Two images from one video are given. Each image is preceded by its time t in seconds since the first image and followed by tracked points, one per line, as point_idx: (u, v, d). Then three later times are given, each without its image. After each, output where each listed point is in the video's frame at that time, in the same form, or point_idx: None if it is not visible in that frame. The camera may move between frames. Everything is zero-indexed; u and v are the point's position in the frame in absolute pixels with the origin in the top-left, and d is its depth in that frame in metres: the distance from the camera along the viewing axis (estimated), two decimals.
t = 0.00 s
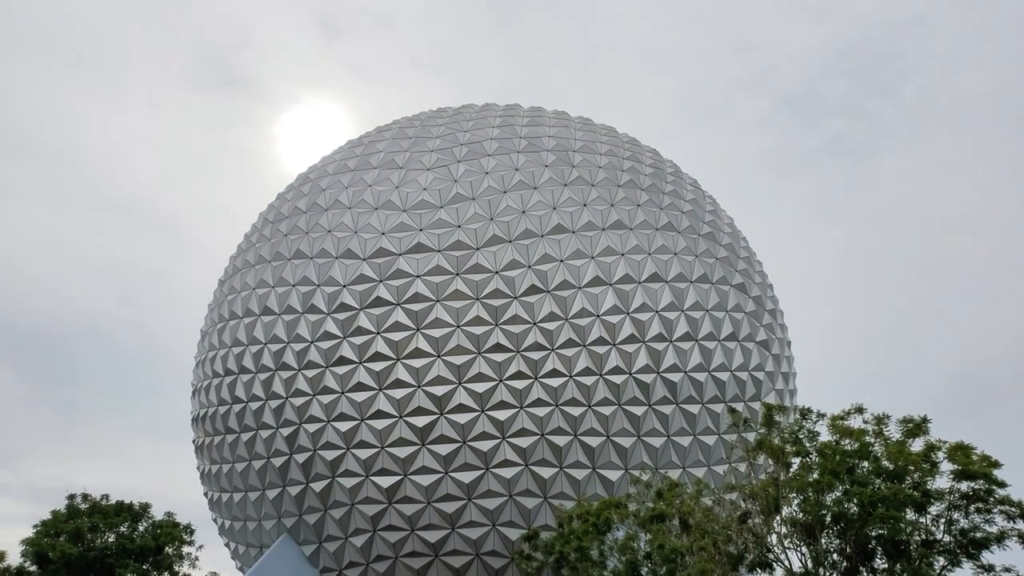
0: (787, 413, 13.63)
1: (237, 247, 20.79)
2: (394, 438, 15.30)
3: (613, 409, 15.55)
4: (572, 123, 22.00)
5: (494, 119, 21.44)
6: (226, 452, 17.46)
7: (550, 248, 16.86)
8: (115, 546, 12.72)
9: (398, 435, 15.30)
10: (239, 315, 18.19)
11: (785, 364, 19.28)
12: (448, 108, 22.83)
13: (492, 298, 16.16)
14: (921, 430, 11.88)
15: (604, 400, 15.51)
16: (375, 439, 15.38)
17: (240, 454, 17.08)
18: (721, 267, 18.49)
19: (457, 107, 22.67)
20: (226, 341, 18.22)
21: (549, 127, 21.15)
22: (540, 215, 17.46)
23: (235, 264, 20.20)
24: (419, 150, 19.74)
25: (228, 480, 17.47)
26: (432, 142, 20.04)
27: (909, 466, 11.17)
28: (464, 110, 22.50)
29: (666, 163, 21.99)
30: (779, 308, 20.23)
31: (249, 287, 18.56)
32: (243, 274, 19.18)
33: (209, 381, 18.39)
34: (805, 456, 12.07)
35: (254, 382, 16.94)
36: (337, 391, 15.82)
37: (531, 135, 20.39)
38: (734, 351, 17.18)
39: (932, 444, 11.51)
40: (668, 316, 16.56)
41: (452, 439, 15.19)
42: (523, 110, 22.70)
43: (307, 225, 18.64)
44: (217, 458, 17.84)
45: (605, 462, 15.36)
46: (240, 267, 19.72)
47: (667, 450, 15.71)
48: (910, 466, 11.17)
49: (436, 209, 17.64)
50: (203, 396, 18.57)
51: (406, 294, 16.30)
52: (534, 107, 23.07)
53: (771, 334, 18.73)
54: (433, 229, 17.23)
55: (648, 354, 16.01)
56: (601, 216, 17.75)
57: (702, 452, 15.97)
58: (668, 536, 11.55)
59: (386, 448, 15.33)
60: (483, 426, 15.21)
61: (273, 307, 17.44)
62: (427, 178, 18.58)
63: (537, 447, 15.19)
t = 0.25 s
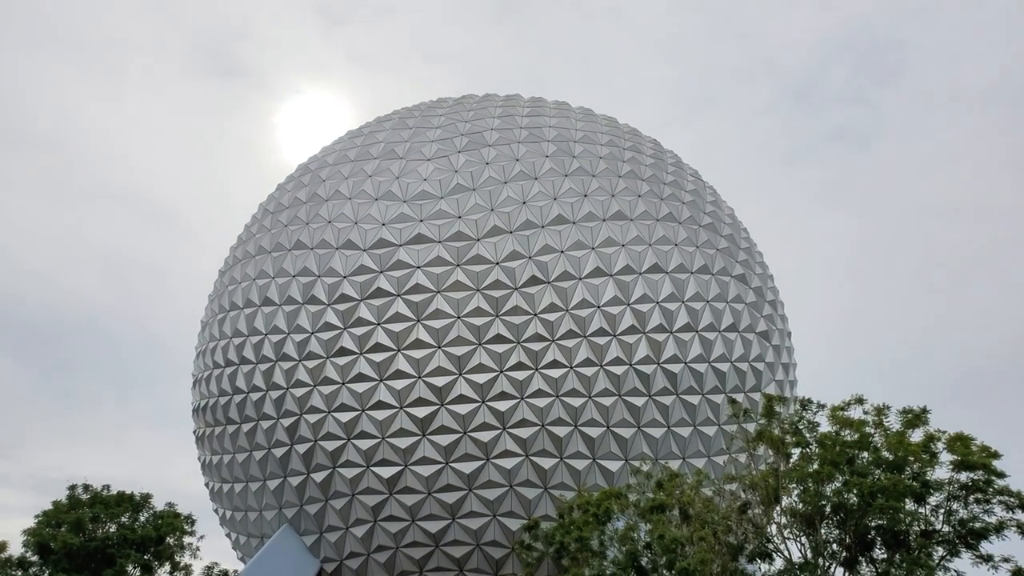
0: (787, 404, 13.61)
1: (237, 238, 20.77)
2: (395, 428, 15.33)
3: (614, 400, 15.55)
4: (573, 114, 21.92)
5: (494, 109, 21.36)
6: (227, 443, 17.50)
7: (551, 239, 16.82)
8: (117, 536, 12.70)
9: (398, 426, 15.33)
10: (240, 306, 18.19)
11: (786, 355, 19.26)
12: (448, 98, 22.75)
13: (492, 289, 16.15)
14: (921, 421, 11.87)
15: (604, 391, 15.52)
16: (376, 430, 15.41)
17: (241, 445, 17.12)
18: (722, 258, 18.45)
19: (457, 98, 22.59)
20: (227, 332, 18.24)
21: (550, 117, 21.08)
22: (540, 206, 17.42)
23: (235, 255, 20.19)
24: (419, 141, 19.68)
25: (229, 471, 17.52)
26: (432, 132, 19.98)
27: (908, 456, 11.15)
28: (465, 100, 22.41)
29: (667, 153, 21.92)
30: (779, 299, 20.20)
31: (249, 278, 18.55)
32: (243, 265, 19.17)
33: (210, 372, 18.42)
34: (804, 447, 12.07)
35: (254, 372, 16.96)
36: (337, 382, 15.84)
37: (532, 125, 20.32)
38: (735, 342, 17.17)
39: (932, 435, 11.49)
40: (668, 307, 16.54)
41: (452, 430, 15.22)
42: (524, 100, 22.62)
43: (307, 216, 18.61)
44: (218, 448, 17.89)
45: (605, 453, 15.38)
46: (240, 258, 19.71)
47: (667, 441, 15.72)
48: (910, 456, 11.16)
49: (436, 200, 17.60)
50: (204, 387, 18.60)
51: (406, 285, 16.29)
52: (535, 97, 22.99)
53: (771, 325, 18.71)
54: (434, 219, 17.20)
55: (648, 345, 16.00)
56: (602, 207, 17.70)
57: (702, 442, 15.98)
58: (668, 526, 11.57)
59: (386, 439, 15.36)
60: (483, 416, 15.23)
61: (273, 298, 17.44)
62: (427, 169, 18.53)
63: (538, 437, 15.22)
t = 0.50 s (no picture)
0: (787, 395, 13.60)
1: (237, 229, 20.76)
2: (395, 419, 15.37)
3: (614, 391, 15.57)
4: (573, 104, 21.85)
5: (494, 100, 21.29)
6: (229, 434, 17.54)
7: (551, 230, 16.80)
8: (118, 527, 12.74)
9: (399, 417, 15.37)
10: (240, 297, 18.20)
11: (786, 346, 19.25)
12: (449, 89, 22.67)
13: (492, 280, 16.15)
14: (921, 411, 11.86)
15: (604, 382, 15.54)
16: (376, 421, 15.45)
17: (242, 436, 17.16)
18: (723, 249, 18.42)
19: (458, 88, 22.51)
20: (227, 323, 18.25)
21: (550, 108, 21.02)
22: (541, 197, 17.39)
23: (235, 246, 20.18)
24: (420, 131, 19.62)
25: (230, 461, 17.57)
26: (432, 123, 19.92)
27: (908, 447, 11.14)
28: (465, 91, 22.34)
29: (668, 144, 21.86)
30: (780, 290, 20.18)
31: (249, 269, 18.54)
32: (243, 256, 19.17)
33: (211, 363, 18.44)
34: (804, 438, 12.07)
35: (255, 363, 16.99)
36: (338, 373, 15.86)
37: (532, 116, 20.25)
38: (735, 333, 17.17)
39: (931, 426, 11.49)
40: (669, 298, 16.53)
41: (453, 421, 15.25)
42: (524, 90, 22.55)
43: (307, 207, 18.59)
44: (219, 439, 17.93)
45: (606, 444, 15.40)
46: (240, 249, 19.70)
47: (667, 432, 15.75)
48: (909, 447, 11.16)
49: (436, 191, 17.58)
50: (205, 378, 18.64)
51: (407, 276, 16.29)
52: (536, 87, 22.91)
53: (772, 317, 18.70)
54: (434, 211, 17.18)
55: (648, 336, 16.01)
56: (602, 198, 17.66)
57: (702, 433, 16.00)
58: (668, 516, 11.60)
59: (387, 430, 15.40)
60: (483, 407, 15.26)
61: (274, 289, 17.44)
62: (428, 159, 18.50)
63: (538, 428, 15.25)
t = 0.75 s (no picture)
0: (788, 387, 13.59)
1: (237, 220, 20.73)
2: (396, 411, 15.39)
3: (614, 382, 15.58)
4: (574, 95, 21.77)
5: (495, 90, 21.21)
6: (229, 425, 17.57)
7: (552, 222, 16.78)
8: (120, 517, 12.76)
9: (399, 408, 15.39)
10: (241, 288, 18.19)
11: (787, 338, 19.25)
12: (449, 79, 22.58)
13: (493, 271, 16.14)
14: (921, 403, 11.85)
15: (605, 374, 15.55)
16: (377, 412, 15.47)
17: (243, 427, 17.18)
18: (723, 241, 18.39)
19: (458, 78, 22.42)
20: (228, 314, 18.25)
21: (551, 98, 20.94)
22: (541, 188, 17.36)
23: (235, 237, 20.16)
24: (420, 122, 19.56)
25: (231, 452, 17.61)
26: (433, 114, 19.85)
27: (908, 439, 11.15)
28: (466, 81, 22.26)
29: (669, 135, 21.79)
30: (780, 282, 20.16)
31: (250, 260, 18.53)
32: (244, 247, 19.16)
33: (212, 354, 18.46)
34: (804, 430, 12.07)
35: (256, 354, 17.00)
36: (339, 364, 15.88)
37: (533, 107, 20.18)
38: (735, 325, 17.16)
39: (931, 418, 11.49)
40: (669, 290, 16.52)
41: (453, 412, 15.28)
42: (525, 81, 22.46)
43: (307, 197, 18.55)
44: (220, 430, 17.97)
45: (606, 435, 15.43)
46: (241, 240, 19.68)
47: (667, 423, 15.77)
48: (909, 439, 11.17)
49: (437, 182, 17.54)
50: (206, 369, 18.66)
51: (407, 267, 16.28)
52: (536, 78, 22.82)
53: (772, 308, 18.69)
54: (434, 202, 17.15)
55: (649, 328, 16.00)
56: (603, 189, 17.62)
57: (702, 425, 16.02)
58: (668, 508, 11.61)
59: (387, 421, 15.43)
60: (484, 399, 15.28)
61: (274, 280, 17.44)
62: (428, 150, 18.45)
63: (538, 420, 15.27)
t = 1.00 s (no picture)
0: (788, 379, 13.57)
1: (237, 211, 20.69)
2: (396, 402, 15.41)
3: (614, 374, 15.59)
4: (576, 86, 21.68)
5: (496, 81, 21.12)
6: (230, 416, 17.58)
7: (553, 213, 16.74)
8: (120, 508, 12.78)
9: (400, 400, 15.41)
10: (241, 279, 18.17)
11: (787, 331, 19.23)
12: (450, 70, 22.49)
13: (493, 263, 16.12)
14: (920, 396, 11.84)
15: (605, 366, 15.55)
16: (377, 403, 15.49)
17: (243, 418, 17.20)
18: (724, 233, 18.36)
19: (459, 70, 22.34)
20: (228, 306, 18.24)
21: (553, 90, 20.86)
22: (542, 180, 17.31)
23: (235, 228, 20.13)
24: (420, 113, 19.49)
25: (231, 443, 17.63)
26: (434, 105, 19.78)
27: (907, 431, 11.15)
28: (467, 72, 22.17)
29: (670, 127, 21.72)
30: (780, 275, 20.13)
31: (250, 251, 18.50)
32: (243, 239, 19.13)
33: (212, 345, 18.45)
34: (804, 422, 12.06)
35: (256, 346, 17.00)
36: (339, 356, 15.88)
37: (534, 98, 20.11)
38: (736, 317, 17.15)
39: (930, 411, 11.48)
40: (670, 283, 16.50)
41: (453, 404, 15.29)
42: (526, 72, 22.37)
43: (308, 189, 18.50)
44: (220, 421, 17.99)
45: (606, 427, 15.44)
46: (241, 231, 19.65)
47: (667, 415, 15.77)
48: (908, 432, 11.16)
49: (437, 174, 17.49)
50: (206, 360, 18.66)
51: (408, 259, 16.26)
52: (538, 69, 22.73)
53: (773, 301, 18.67)
54: (435, 193, 17.11)
55: (649, 320, 16.00)
56: (604, 181, 17.58)
57: (702, 417, 16.02)
58: (668, 499, 11.62)
59: (388, 412, 15.44)
60: (484, 391, 15.29)
61: (274, 272, 17.42)
62: (429, 141, 18.39)
63: (538, 412, 15.28)
